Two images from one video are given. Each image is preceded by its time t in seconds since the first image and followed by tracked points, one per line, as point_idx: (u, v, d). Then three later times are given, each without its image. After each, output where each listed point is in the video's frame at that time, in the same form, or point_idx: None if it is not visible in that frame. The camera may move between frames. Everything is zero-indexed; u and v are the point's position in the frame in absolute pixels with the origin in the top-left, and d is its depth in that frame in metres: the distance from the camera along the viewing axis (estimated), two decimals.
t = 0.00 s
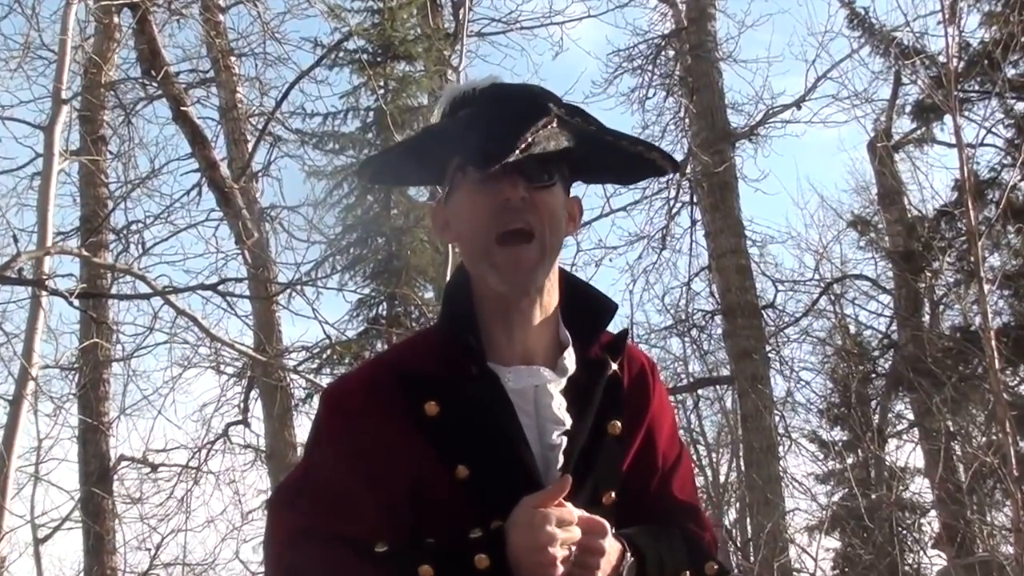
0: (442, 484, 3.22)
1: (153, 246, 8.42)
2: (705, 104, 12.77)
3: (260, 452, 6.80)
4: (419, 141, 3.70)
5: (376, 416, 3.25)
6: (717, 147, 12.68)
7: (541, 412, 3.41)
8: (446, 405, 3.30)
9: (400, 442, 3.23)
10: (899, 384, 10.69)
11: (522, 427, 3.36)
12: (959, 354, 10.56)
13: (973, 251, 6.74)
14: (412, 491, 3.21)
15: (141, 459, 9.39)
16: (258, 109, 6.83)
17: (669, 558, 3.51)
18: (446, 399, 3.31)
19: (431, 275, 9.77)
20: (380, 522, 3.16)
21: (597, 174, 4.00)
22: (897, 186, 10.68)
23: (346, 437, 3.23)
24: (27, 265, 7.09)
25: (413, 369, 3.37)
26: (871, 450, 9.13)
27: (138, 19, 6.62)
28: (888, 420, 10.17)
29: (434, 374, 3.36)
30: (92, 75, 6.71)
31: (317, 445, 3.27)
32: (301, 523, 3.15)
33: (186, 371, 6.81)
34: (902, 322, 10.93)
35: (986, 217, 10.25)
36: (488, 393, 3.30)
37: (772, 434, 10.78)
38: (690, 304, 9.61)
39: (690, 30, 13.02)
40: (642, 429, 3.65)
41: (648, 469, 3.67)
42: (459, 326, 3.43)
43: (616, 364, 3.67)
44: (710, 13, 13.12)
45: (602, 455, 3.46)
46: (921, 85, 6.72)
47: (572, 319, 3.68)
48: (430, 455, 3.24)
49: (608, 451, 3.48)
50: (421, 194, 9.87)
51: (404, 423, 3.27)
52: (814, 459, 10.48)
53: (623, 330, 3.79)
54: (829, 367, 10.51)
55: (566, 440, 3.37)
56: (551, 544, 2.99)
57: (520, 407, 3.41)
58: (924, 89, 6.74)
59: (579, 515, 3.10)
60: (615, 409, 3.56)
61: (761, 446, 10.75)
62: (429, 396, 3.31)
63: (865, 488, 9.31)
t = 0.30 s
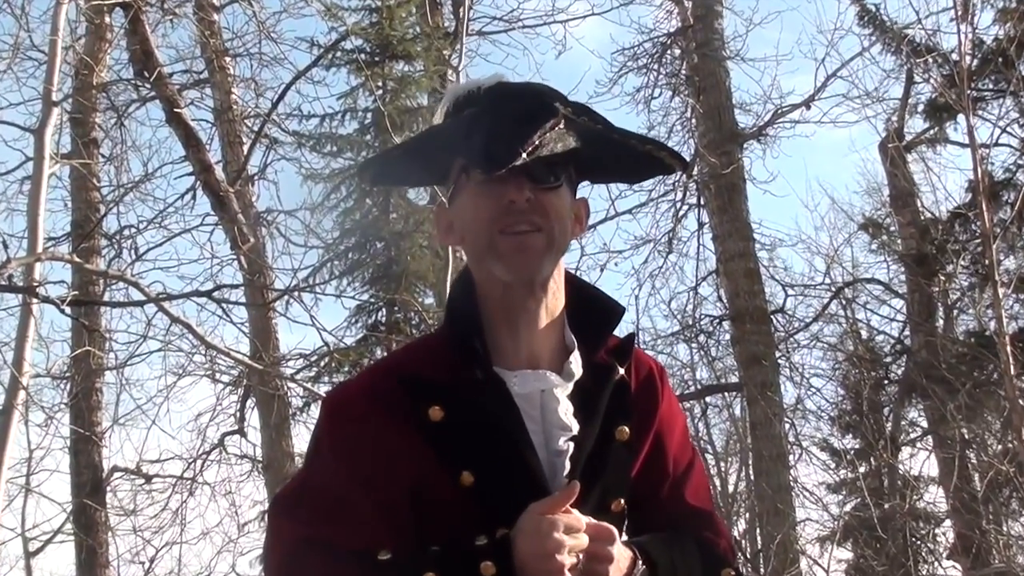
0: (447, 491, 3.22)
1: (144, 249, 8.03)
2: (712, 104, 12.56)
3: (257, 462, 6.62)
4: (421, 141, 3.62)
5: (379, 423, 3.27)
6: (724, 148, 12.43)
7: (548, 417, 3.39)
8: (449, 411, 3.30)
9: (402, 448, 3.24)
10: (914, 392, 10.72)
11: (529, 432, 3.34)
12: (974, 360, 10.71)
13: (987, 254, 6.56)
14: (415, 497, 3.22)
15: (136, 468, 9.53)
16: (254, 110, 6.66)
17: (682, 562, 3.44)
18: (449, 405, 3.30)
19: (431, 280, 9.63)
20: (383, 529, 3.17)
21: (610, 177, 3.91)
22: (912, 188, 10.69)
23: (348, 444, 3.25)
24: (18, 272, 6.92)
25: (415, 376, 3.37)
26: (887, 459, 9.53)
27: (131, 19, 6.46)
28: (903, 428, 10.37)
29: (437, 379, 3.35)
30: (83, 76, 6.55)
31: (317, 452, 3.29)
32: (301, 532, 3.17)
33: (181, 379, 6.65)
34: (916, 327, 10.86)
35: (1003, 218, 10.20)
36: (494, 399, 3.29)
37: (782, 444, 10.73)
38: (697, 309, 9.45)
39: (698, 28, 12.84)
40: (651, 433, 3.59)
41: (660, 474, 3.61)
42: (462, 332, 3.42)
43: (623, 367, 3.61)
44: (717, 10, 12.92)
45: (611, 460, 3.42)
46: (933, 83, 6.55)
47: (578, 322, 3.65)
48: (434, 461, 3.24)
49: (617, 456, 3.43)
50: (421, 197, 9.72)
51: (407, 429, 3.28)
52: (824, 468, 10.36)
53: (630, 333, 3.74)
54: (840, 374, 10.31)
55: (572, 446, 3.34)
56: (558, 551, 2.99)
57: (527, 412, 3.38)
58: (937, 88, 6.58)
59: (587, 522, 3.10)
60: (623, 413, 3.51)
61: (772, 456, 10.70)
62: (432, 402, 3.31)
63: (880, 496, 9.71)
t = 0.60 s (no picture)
0: (448, 507, 3.06)
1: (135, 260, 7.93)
2: (718, 107, 12.45)
3: (250, 476, 6.44)
4: (422, 150, 3.53)
5: (376, 436, 3.12)
6: (730, 153, 12.26)
7: (551, 431, 3.21)
8: (449, 423, 3.15)
9: (401, 463, 3.09)
10: (925, 402, 10.64)
11: (531, 448, 3.16)
12: (987, 370, 10.65)
13: (1002, 261, 6.38)
14: (415, 514, 3.07)
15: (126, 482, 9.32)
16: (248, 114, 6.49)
17: None
18: (449, 417, 3.15)
19: (430, 288, 9.48)
20: (382, 548, 3.02)
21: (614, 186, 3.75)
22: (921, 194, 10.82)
23: (345, 459, 3.11)
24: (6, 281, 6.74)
25: (413, 387, 3.22)
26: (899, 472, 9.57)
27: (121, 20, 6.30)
28: (912, 440, 10.36)
29: (436, 392, 3.20)
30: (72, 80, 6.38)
31: (314, 469, 3.15)
32: (298, 552, 3.03)
33: (172, 391, 6.46)
34: (928, 336, 10.78)
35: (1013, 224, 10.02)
36: (494, 411, 3.13)
37: (791, 457, 10.59)
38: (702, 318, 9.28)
39: (703, 29, 12.68)
40: (655, 448, 3.42)
41: (666, 490, 3.43)
42: (460, 344, 3.25)
43: (627, 380, 3.43)
44: (721, 12, 12.76)
45: (615, 474, 3.24)
46: (944, 86, 6.38)
47: (581, 332, 3.47)
48: (434, 476, 3.08)
49: (621, 471, 3.26)
50: (419, 204, 9.57)
51: (406, 443, 3.12)
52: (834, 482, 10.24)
53: (636, 344, 3.57)
54: (850, 386, 10.40)
55: (576, 460, 3.17)
56: (561, 568, 2.82)
57: (529, 427, 3.20)
58: (948, 90, 6.41)
59: (592, 537, 2.95)
60: (627, 426, 3.33)
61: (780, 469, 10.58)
62: (431, 414, 3.16)
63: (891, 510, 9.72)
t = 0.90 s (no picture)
0: (445, 523, 2.92)
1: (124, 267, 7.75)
2: (722, 111, 12.26)
3: (242, 490, 6.27)
4: (416, 160, 3.41)
5: (369, 450, 2.96)
6: (736, 157, 12.15)
7: (549, 446, 3.05)
8: (445, 436, 3.00)
9: (396, 477, 2.94)
10: (936, 415, 10.49)
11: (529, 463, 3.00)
12: (998, 381, 10.48)
13: (1013, 269, 6.22)
14: (410, 531, 2.92)
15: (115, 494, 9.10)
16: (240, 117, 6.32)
17: None
18: (444, 430, 3.01)
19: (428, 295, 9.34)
20: (376, 568, 2.86)
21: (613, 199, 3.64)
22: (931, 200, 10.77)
23: (336, 474, 2.95)
24: None
25: (407, 399, 3.07)
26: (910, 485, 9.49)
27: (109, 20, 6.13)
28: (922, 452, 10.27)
29: (430, 403, 3.05)
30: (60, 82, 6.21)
31: (303, 484, 2.99)
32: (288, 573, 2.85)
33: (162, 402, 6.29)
34: (940, 348, 10.62)
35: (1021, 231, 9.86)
36: (491, 425, 2.98)
37: (798, 470, 10.50)
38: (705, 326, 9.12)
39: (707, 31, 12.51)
40: (655, 463, 3.26)
41: (667, 507, 3.28)
42: (456, 356, 3.11)
43: (627, 394, 3.27)
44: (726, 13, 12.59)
45: (614, 491, 3.09)
46: (955, 88, 6.21)
47: (581, 344, 3.31)
48: (430, 491, 2.94)
49: (620, 487, 3.11)
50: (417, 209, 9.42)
51: (401, 457, 2.97)
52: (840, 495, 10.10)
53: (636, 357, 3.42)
54: (859, 397, 10.26)
55: (575, 474, 3.01)
56: None
57: (526, 441, 3.04)
58: (959, 94, 6.25)
59: (591, 552, 2.83)
60: (628, 440, 3.18)
61: (786, 482, 10.49)
62: (426, 428, 3.01)
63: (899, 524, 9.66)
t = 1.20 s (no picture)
0: (440, 533, 2.89)
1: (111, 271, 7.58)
2: (727, 111, 12.11)
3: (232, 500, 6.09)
4: (412, 162, 3.31)
5: (364, 459, 2.94)
6: (740, 159, 11.97)
7: (546, 455, 3.01)
8: (441, 446, 2.97)
9: (391, 487, 2.92)
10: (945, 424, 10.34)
11: (526, 472, 2.96)
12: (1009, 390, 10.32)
13: None
14: (406, 541, 2.89)
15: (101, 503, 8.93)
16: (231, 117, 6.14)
17: None
18: (439, 439, 2.98)
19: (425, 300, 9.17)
20: None
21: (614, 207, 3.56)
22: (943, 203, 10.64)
23: (331, 483, 2.92)
24: None
25: (402, 408, 3.04)
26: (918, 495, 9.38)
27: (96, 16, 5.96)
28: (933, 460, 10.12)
29: (426, 412, 3.02)
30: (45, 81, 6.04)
31: (297, 494, 2.96)
32: None
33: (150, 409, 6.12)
34: (948, 355, 10.45)
35: None
36: (488, 434, 2.95)
37: (803, 479, 10.34)
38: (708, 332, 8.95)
39: (711, 29, 12.34)
40: (656, 478, 3.20)
41: (666, 522, 3.22)
42: (453, 365, 3.07)
43: (626, 408, 3.24)
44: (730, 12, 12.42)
45: (613, 504, 3.04)
46: (965, 89, 6.06)
47: (579, 354, 3.26)
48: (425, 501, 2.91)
49: (619, 500, 3.06)
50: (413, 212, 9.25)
51: (396, 467, 2.95)
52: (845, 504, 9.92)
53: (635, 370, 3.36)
54: (867, 405, 10.11)
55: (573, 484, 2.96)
56: None
57: (523, 450, 3.00)
58: (969, 95, 6.09)
59: (589, 563, 2.81)
60: (626, 453, 3.14)
61: (790, 492, 10.35)
62: (421, 437, 2.98)
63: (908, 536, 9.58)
